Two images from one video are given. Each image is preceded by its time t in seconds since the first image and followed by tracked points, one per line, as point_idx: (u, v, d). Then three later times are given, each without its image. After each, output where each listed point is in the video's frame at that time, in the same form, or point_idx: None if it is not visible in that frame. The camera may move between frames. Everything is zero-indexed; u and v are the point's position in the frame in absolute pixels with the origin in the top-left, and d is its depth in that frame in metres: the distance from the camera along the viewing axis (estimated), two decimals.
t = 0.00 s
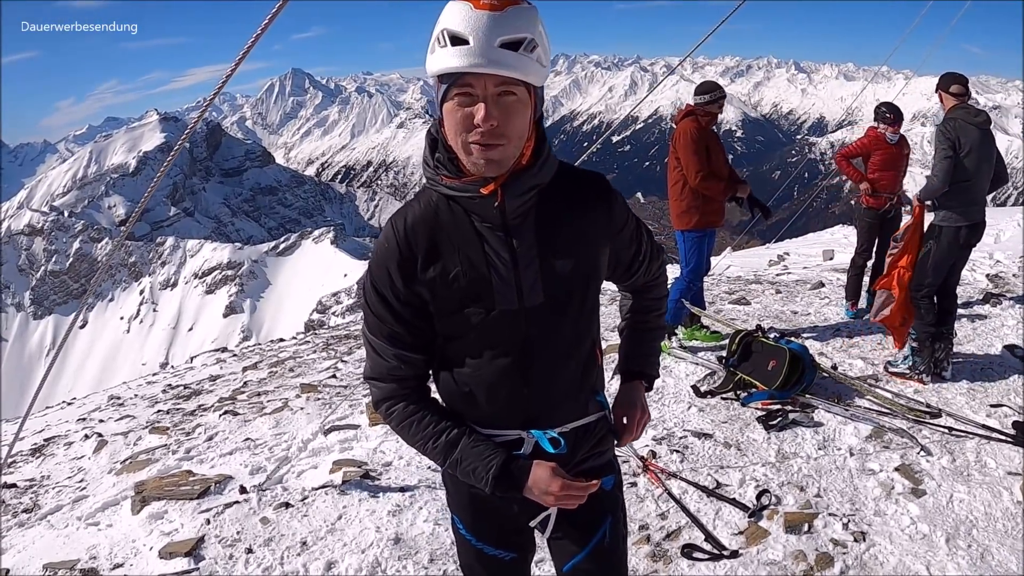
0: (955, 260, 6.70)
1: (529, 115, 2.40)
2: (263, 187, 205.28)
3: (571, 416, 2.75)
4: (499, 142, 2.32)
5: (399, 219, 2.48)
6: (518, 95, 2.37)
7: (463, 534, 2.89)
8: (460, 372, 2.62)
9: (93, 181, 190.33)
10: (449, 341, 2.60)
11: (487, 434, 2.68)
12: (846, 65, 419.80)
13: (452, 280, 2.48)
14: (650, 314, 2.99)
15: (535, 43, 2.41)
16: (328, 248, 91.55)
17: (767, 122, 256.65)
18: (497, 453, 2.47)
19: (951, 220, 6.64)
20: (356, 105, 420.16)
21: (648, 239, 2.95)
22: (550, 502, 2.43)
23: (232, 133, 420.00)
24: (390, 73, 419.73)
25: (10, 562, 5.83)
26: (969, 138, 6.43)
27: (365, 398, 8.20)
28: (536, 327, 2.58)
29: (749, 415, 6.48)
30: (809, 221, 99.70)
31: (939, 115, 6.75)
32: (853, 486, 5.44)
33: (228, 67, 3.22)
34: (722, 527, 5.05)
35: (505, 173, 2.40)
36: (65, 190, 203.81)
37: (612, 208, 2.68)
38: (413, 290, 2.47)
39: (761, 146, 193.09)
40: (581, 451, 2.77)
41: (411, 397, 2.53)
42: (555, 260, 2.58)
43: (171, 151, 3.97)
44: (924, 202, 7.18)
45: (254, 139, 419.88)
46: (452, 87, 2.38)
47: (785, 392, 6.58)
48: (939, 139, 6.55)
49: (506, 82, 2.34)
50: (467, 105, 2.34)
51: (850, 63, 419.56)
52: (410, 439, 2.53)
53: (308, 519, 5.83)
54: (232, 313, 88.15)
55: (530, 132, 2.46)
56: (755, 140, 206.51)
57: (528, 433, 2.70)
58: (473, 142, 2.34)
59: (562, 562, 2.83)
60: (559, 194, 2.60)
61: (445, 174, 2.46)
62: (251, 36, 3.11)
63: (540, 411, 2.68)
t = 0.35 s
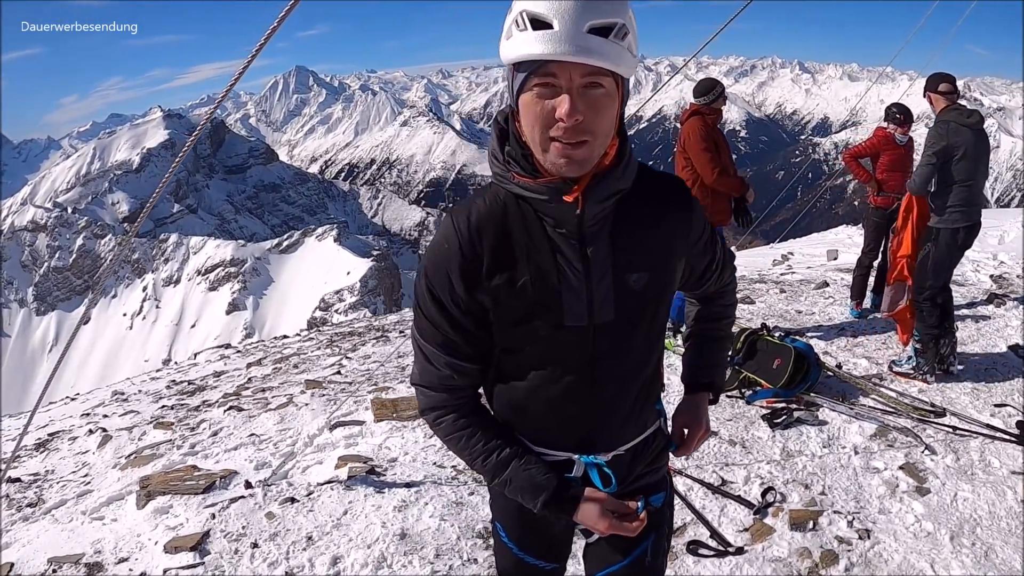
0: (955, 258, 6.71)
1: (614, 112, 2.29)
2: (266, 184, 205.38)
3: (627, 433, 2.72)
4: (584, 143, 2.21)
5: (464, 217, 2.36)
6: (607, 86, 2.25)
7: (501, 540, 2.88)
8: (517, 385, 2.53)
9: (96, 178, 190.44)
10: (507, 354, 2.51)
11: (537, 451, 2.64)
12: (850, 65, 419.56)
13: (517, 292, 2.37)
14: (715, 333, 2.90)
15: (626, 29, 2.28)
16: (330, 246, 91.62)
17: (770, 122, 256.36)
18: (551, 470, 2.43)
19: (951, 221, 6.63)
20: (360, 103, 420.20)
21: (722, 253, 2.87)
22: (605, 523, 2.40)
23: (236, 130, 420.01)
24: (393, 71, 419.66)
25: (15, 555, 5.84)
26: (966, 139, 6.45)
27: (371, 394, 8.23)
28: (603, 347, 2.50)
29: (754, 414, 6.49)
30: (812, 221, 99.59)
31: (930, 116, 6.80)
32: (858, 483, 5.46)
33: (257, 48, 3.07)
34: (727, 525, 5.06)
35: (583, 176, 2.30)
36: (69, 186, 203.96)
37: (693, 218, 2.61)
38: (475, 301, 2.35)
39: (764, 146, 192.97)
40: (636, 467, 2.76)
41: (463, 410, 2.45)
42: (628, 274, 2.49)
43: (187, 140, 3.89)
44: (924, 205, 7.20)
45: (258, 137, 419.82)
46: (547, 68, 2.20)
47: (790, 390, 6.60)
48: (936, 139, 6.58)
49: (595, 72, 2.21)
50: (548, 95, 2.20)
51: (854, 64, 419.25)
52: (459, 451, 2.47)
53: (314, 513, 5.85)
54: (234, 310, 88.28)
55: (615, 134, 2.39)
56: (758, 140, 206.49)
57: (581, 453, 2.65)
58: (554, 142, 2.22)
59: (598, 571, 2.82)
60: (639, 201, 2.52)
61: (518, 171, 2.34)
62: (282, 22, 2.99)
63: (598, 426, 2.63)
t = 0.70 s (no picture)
0: (956, 260, 6.72)
1: (666, 114, 2.25)
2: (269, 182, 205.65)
3: (645, 445, 2.68)
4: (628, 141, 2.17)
5: (491, 207, 2.35)
6: (660, 87, 2.20)
7: (511, 537, 2.89)
8: (537, 389, 2.54)
9: (100, 175, 190.75)
10: (529, 351, 2.49)
11: (553, 450, 2.63)
12: (854, 66, 419.20)
13: (542, 291, 2.36)
14: (744, 352, 2.84)
15: (686, 27, 2.21)
16: (333, 244, 91.74)
17: (774, 122, 256.12)
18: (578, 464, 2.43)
19: (951, 224, 6.64)
20: (364, 101, 420.61)
21: (757, 277, 2.80)
22: (621, 531, 2.40)
23: (240, 127, 420.18)
24: (397, 69, 419.80)
25: (17, 550, 5.89)
26: (964, 141, 6.47)
27: (372, 392, 8.24)
28: (623, 351, 2.48)
29: (754, 414, 6.49)
30: (815, 221, 99.58)
31: (928, 118, 6.82)
32: (858, 484, 5.48)
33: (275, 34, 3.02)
34: (727, 524, 5.08)
35: (625, 180, 2.26)
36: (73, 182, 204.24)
37: (735, 242, 2.56)
38: (497, 291, 2.34)
39: (768, 146, 192.97)
40: (642, 480, 2.71)
41: (480, 398, 2.48)
42: (653, 280, 2.46)
43: (193, 133, 3.88)
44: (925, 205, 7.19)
45: (262, 134, 419.98)
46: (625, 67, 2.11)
47: (791, 391, 6.62)
48: (936, 141, 6.60)
49: (651, 70, 2.16)
50: (603, 94, 2.15)
51: (859, 65, 418.93)
52: (474, 439, 2.51)
53: (315, 511, 5.87)
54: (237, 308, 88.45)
55: (663, 134, 2.33)
56: (762, 141, 206.43)
57: (591, 458, 2.66)
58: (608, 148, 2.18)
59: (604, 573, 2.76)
60: (682, 215, 2.47)
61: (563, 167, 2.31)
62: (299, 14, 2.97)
63: (616, 434, 2.61)
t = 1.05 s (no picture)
0: (958, 262, 6.73)
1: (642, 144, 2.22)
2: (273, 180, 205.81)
3: (617, 438, 2.68)
4: (619, 171, 2.12)
5: (458, 207, 2.39)
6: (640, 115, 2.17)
7: (496, 537, 2.89)
8: (510, 380, 2.55)
9: (103, 172, 190.93)
10: (498, 344, 2.51)
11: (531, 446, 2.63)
12: (858, 67, 418.92)
13: (507, 281, 2.38)
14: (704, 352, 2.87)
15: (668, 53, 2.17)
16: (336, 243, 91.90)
17: (777, 122, 256.35)
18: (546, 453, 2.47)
19: (954, 225, 6.66)
20: (367, 100, 420.70)
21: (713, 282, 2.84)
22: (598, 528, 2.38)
23: (243, 125, 420.39)
24: (401, 67, 419.77)
25: (18, 546, 5.91)
26: (969, 143, 6.50)
27: (374, 391, 8.27)
28: (585, 344, 2.51)
29: (755, 414, 6.51)
30: (819, 221, 99.60)
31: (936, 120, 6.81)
32: (859, 485, 5.48)
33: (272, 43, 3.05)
34: (728, 524, 5.10)
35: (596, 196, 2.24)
36: (76, 179, 204.40)
37: (686, 240, 2.61)
38: (466, 285, 2.37)
39: (772, 146, 192.95)
40: (615, 477, 2.71)
41: (457, 395, 2.50)
42: (618, 277, 2.49)
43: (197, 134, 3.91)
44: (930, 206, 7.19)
45: (265, 132, 419.91)
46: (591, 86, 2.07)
47: (792, 391, 6.64)
48: (939, 143, 6.63)
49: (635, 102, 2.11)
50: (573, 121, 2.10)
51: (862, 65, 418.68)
52: (452, 437, 2.51)
53: (317, 507, 5.89)
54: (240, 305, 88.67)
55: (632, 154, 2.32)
56: (765, 141, 206.42)
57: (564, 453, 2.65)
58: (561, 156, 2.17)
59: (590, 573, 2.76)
60: (638, 214, 2.51)
61: (520, 185, 2.33)
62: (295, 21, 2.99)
63: (588, 432, 2.62)
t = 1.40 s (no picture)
0: (964, 264, 6.70)
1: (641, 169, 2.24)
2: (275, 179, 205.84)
3: (605, 436, 2.72)
4: (629, 201, 2.11)
5: (447, 214, 2.37)
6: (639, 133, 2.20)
7: (488, 536, 2.89)
8: (501, 383, 2.53)
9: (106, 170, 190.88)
10: (488, 347, 2.48)
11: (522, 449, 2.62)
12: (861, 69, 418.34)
13: (499, 291, 2.36)
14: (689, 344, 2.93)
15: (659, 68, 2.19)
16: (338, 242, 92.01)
17: (780, 123, 255.81)
18: (543, 458, 2.48)
19: (958, 224, 6.65)
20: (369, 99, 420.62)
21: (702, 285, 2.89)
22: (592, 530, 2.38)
23: (245, 124, 420.24)
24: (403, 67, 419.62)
25: (20, 543, 5.93)
26: (974, 143, 6.49)
27: (376, 389, 8.29)
28: (575, 348, 2.53)
29: (757, 415, 6.51)
30: (821, 222, 99.36)
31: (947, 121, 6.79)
32: (859, 486, 5.48)
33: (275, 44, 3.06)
34: (729, 524, 5.09)
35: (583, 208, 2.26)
36: (78, 176, 204.19)
37: (678, 248, 2.64)
38: (456, 296, 2.33)
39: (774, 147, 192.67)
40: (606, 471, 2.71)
41: (449, 407, 2.45)
42: (608, 288, 2.52)
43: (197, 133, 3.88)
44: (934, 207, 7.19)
45: (267, 130, 419.60)
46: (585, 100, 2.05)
47: (793, 392, 6.63)
48: (943, 142, 6.64)
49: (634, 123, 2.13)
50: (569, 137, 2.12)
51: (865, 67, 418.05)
52: (447, 447, 2.48)
53: (318, 506, 5.91)
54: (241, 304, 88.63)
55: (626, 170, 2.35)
56: (768, 142, 206.15)
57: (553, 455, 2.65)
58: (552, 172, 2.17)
59: None
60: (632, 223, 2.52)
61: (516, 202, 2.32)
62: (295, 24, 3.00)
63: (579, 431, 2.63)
